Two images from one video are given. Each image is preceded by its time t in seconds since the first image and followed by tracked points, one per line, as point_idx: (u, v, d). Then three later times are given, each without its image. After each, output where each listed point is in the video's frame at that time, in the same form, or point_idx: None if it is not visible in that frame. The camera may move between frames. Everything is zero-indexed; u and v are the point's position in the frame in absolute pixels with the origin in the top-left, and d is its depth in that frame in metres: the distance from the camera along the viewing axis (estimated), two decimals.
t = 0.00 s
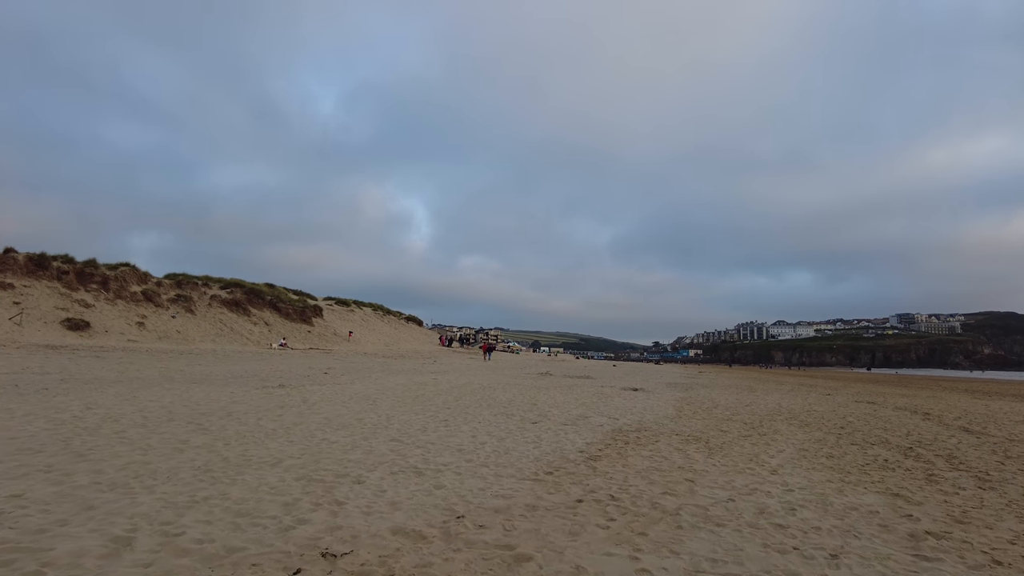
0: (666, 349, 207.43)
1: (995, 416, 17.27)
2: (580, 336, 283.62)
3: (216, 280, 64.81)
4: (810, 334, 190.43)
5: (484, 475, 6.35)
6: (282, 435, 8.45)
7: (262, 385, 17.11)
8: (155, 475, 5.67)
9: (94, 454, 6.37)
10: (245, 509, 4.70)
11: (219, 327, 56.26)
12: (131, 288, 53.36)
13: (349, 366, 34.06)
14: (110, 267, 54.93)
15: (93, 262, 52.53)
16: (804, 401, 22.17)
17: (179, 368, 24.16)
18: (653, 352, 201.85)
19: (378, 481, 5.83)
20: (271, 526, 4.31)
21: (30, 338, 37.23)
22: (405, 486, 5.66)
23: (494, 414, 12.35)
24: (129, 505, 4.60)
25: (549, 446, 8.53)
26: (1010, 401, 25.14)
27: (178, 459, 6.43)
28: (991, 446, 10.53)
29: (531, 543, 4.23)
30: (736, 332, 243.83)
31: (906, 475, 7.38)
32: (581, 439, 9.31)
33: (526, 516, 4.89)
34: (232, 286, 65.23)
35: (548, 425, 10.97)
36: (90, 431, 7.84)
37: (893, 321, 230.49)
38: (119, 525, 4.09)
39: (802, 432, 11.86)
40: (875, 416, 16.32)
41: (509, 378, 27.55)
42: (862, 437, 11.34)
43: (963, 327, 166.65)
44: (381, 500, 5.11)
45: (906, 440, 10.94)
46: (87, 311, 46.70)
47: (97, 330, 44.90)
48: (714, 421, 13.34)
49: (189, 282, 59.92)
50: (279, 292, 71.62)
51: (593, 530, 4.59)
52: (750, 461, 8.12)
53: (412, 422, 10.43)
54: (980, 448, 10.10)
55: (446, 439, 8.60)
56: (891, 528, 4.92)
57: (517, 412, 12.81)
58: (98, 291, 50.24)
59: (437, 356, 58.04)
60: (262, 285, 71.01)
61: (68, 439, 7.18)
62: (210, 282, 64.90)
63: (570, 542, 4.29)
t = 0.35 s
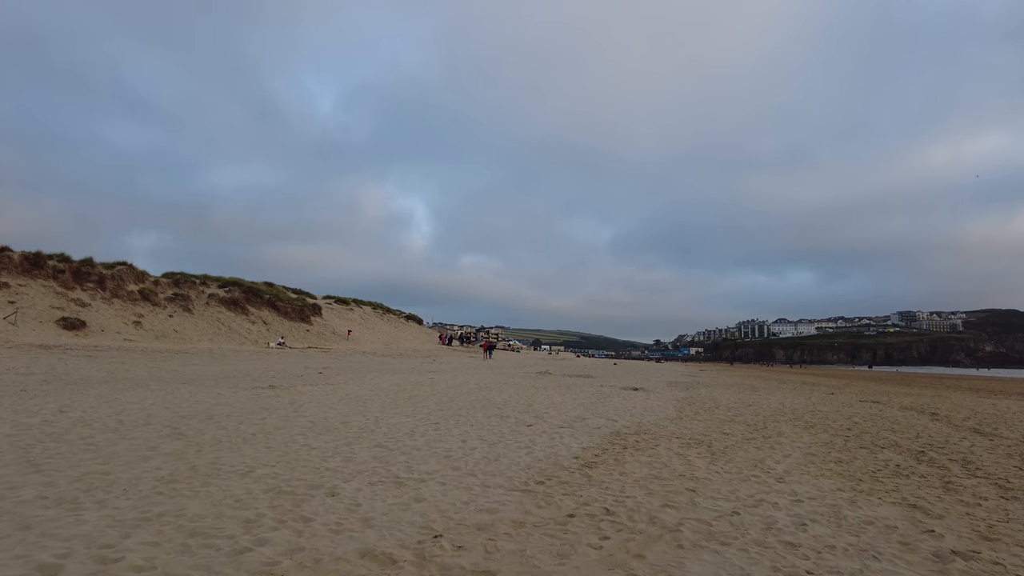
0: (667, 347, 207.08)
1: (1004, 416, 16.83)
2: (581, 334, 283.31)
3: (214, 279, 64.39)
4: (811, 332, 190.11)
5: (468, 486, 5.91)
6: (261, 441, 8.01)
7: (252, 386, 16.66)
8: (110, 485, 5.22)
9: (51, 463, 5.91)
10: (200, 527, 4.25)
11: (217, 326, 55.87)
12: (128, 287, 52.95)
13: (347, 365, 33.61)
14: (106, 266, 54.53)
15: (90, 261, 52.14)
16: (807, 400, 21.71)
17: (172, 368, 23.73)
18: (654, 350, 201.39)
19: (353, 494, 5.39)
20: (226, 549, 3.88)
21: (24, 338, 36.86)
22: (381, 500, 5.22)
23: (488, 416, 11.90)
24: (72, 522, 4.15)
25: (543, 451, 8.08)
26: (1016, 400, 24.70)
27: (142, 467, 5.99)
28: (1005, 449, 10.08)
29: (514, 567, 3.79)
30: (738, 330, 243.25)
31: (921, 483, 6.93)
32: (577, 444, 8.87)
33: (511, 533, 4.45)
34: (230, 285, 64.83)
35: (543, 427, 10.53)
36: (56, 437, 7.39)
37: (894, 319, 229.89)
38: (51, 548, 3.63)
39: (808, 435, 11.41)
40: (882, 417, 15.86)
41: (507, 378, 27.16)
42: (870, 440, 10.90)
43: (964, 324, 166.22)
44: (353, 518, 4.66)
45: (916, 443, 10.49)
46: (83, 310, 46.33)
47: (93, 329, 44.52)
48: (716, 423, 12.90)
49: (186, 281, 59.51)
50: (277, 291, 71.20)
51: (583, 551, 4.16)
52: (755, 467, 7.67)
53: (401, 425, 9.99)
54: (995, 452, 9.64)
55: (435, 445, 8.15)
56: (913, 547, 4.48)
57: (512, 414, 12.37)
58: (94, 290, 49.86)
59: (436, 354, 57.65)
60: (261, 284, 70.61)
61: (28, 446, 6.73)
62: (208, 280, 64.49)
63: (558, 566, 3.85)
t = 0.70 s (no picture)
0: (668, 346, 206.69)
1: (1015, 417, 16.38)
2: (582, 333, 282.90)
3: (213, 277, 63.98)
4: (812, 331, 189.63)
5: (456, 494, 5.49)
6: (240, 443, 7.58)
7: (243, 385, 16.22)
8: (65, 493, 4.80)
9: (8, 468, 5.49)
10: (152, 544, 3.83)
11: (215, 323, 55.47)
12: (125, 284, 52.56)
13: (344, 363, 33.17)
14: (104, 263, 54.14)
15: (87, 258, 51.76)
16: (811, 400, 21.30)
17: (164, 367, 23.28)
18: (655, 349, 200.96)
19: (330, 504, 4.97)
20: (176, 572, 3.46)
21: (19, 335, 36.48)
22: (360, 511, 4.80)
23: (483, 417, 11.48)
24: (9, 538, 3.73)
25: (538, 455, 7.66)
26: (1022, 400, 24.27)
27: (105, 473, 5.57)
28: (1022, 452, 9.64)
29: None
30: (738, 328, 242.72)
31: (941, 491, 6.50)
32: (576, 447, 8.47)
33: (498, 551, 4.03)
34: (229, 282, 64.43)
35: (540, 429, 10.10)
36: (22, 439, 6.97)
37: (895, 318, 229.35)
38: None
39: (815, 437, 10.98)
40: (890, 418, 15.42)
41: (506, 376, 26.76)
42: (881, 442, 10.46)
43: (966, 323, 165.75)
44: (324, 534, 4.24)
45: (929, 446, 10.04)
46: (80, 307, 45.95)
47: (90, 327, 44.14)
48: (719, 424, 12.48)
49: (185, 278, 59.10)
50: (276, 288, 70.77)
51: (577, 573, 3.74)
52: (763, 473, 7.24)
53: (391, 427, 9.56)
54: (1012, 456, 9.20)
55: (424, 448, 7.74)
56: (942, 567, 4.05)
57: (509, 414, 11.94)
58: (91, 287, 49.46)
59: (435, 352, 57.23)
60: (260, 281, 70.21)
61: None
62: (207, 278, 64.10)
63: None
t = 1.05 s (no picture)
0: (666, 343, 206.41)
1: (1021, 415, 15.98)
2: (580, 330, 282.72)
3: (208, 273, 63.49)
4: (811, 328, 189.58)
5: (433, 500, 5.06)
6: (212, 442, 7.15)
7: (230, 382, 15.78)
8: None
9: None
10: (82, 559, 3.39)
11: (210, 320, 55.02)
12: (119, 280, 52.06)
13: (338, 360, 32.72)
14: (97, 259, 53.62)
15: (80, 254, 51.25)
16: (812, 397, 20.91)
17: (154, 363, 22.84)
18: (653, 346, 200.69)
19: (295, 512, 4.53)
20: None
21: (9, 332, 35.99)
22: (326, 519, 4.37)
23: (474, 414, 11.05)
24: None
25: (528, 455, 7.24)
26: None
27: (54, 476, 5.11)
28: None
29: None
30: (737, 326, 242.36)
31: (956, 493, 6.09)
32: (569, 446, 8.04)
33: (473, 567, 3.62)
34: (224, 279, 63.93)
35: (532, 427, 9.67)
36: None
37: (894, 315, 229.38)
38: None
39: (818, 435, 10.55)
40: (894, 415, 15.00)
41: (502, 373, 26.33)
42: (887, 440, 10.05)
43: (963, 321, 165.80)
44: (283, 547, 3.80)
45: (938, 445, 9.62)
46: (73, 303, 45.47)
47: (82, 323, 43.68)
48: (719, 422, 12.06)
49: (180, 274, 58.60)
50: (272, 285, 70.26)
51: None
52: (765, 475, 6.81)
53: (376, 425, 9.12)
54: None
55: (407, 448, 7.31)
56: None
57: (501, 412, 11.51)
58: (84, 283, 48.97)
59: (432, 349, 56.84)
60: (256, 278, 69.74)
61: None
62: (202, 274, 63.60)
63: None
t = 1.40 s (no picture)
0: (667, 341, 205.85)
1: None
2: (581, 328, 282.19)
3: (207, 271, 63.08)
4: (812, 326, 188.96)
5: (419, 514, 4.64)
6: (189, 448, 6.73)
7: (221, 382, 15.36)
8: None
9: None
10: None
11: (208, 318, 54.65)
12: (117, 278, 51.70)
13: (336, 359, 32.31)
14: (95, 257, 53.26)
15: (77, 252, 50.90)
16: (817, 397, 20.51)
17: (147, 362, 22.41)
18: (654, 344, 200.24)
19: (266, 529, 4.12)
20: None
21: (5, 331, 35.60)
22: (297, 538, 3.95)
23: (470, 417, 10.63)
24: None
25: (524, 462, 6.81)
26: None
27: (7, 487, 4.69)
28: None
29: None
30: (739, 324, 241.91)
31: (986, 505, 5.65)
32: (568, 451, 7.62)
33: None
34: (223, 277, 63.53)
35: (530, 429, 9.25)
36: None
37: (895, 313, 228.78)
38: None
39: (829, 438, 10.12)
40: (904, 416, 14.59)
41: (502, 372, 25.93)
42: (901, 444, 9.61)
43: (965, 319, 165.20)
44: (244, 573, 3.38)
45: (955, 449, 9.18)
46: (70, 302, 45.10)
47: (80, 322, 43.32)
48: (724, 424, 11.63)
49: (178, 272, 58.23)
50: (271, 283, 69.79)
51: None
52: (778, 483, 6.39)
53: (367, 428, 8.71)
54: None
55: (397, 455, 6.88)
56: None
57: (499, 414, 11.09)
58: (82, 281, 48.60)
59: (432, 348, 56.43)
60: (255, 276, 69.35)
61: None
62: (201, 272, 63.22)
63: None
